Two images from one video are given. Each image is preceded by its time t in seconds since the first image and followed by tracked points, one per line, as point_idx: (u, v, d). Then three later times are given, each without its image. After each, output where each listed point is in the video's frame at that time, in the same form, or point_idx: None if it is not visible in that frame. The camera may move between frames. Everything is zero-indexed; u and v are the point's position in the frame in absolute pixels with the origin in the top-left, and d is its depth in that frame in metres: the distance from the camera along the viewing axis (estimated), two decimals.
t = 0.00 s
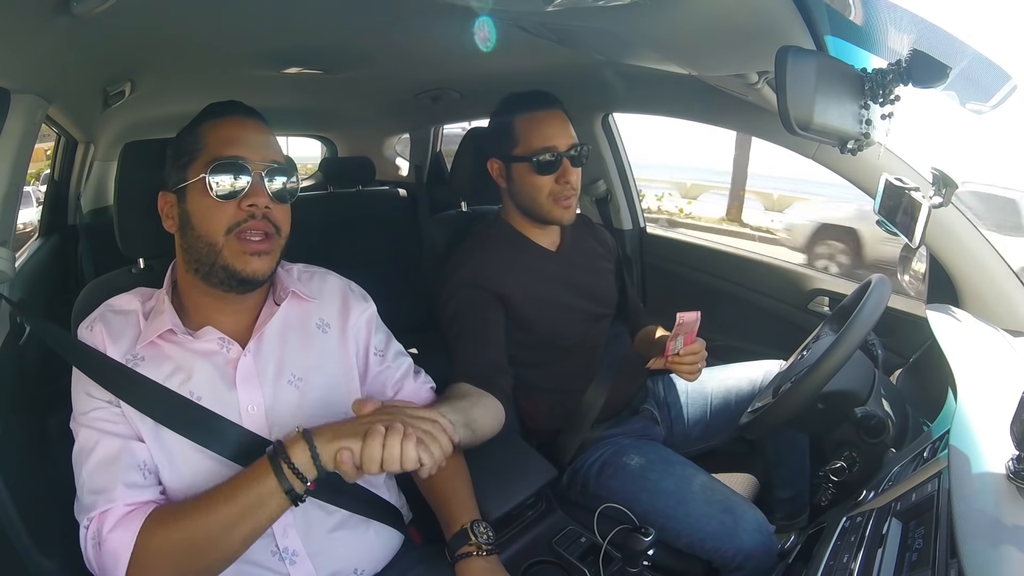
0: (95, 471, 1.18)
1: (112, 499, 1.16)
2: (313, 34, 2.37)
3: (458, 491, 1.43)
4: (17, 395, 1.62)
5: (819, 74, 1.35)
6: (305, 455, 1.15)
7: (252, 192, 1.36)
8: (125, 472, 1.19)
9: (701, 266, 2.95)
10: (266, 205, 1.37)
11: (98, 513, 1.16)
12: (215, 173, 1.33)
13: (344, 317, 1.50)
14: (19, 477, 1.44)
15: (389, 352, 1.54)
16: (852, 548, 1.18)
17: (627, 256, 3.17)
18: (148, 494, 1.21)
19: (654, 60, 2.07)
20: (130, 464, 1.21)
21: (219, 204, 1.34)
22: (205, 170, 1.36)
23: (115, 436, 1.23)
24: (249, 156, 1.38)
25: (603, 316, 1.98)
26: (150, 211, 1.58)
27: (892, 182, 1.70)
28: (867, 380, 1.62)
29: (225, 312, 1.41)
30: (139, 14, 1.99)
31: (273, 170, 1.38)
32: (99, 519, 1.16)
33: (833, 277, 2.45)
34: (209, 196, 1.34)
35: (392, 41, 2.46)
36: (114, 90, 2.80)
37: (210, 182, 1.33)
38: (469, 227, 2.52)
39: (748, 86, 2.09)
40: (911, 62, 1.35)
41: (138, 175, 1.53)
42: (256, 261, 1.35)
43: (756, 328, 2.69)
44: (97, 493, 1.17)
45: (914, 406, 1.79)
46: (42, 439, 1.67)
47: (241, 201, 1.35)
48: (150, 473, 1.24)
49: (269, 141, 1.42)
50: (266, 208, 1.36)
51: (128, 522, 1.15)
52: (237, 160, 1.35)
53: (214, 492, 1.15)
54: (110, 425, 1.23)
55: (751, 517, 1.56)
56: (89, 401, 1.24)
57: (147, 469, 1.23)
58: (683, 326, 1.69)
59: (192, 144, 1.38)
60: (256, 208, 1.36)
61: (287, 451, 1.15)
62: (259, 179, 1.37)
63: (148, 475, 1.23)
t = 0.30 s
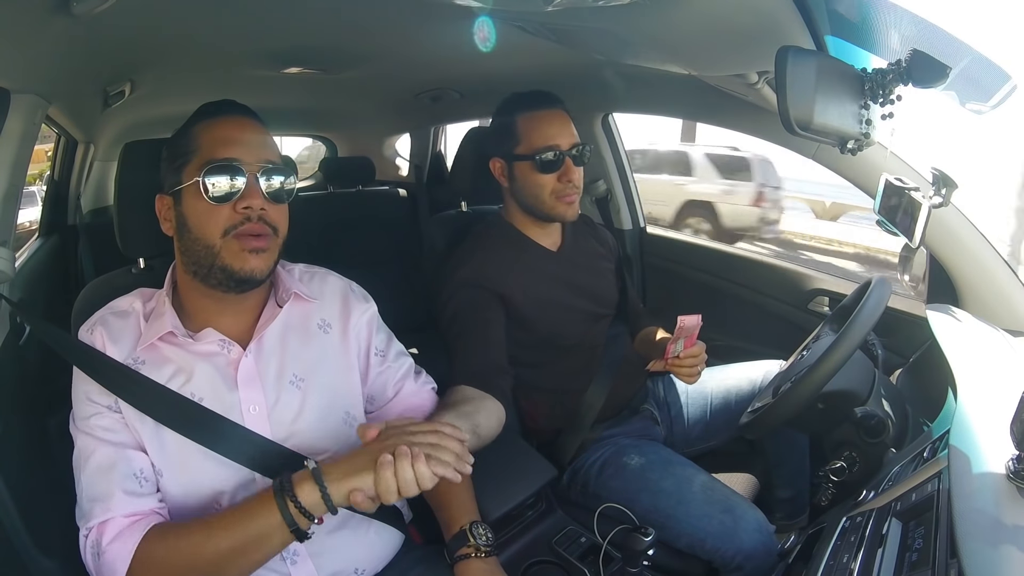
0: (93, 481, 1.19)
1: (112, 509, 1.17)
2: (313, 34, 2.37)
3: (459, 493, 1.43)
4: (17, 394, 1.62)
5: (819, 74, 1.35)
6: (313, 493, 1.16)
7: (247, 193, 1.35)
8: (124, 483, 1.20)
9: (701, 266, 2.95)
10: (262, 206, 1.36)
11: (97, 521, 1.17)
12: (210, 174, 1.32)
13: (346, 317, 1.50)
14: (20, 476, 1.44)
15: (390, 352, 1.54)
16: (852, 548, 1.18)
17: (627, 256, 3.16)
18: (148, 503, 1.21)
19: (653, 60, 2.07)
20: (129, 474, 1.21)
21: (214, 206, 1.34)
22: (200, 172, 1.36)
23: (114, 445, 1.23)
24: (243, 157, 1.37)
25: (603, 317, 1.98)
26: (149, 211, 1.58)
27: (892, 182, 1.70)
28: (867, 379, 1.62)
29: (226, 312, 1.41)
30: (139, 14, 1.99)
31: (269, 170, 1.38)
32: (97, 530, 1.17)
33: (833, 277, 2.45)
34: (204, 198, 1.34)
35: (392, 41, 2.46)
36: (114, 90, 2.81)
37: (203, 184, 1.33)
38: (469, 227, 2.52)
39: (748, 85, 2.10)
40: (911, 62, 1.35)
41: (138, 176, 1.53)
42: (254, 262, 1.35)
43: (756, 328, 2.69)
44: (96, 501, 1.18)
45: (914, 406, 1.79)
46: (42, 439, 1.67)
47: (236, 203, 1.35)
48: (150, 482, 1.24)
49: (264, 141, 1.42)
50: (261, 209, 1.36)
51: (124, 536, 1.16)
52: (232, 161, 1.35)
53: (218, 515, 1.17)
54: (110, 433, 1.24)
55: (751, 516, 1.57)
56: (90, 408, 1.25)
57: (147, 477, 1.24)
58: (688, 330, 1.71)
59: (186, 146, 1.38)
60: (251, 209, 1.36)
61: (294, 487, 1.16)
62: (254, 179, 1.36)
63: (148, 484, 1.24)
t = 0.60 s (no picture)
0: (68, 488, 1.18)
1: (81, 520, 1.16)
2: (313, 34, 2.37)
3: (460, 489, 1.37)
4: (17, 394, 1.62)
5: (819, 74, 1.34)
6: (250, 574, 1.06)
7: (252, 191, 1.36)
8: (95, 495, 1.18)
9: (701, 266, 2.95)
10: (266, 204, 1.37)
11: (65, 531, 1.16)
12: (216, 172, 1.33)
13: (347, 317, 1.50)
14: (19, 476, 1.44)
15: (391, 352, 1.54)
16: (852, 548, 1.18)
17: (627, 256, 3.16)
18: (120, 518, 1.19)
19: (653, 60, 2.07)
20: (102, 486, 1.19)
21: (219, 204, 1.34)
22: (204, 169, 1.36)
23: (92, 454, 1.21)
24: (248, 155, 1.37)
25: (603, 316, 1.98)
26: (148, 210, 1.58)
27: (892, 182, 1.70)
28: (867, 379, 1.62)
29: (227, 311, 1.40)
30: (140, 14, 1.99)
31: (274, 169, 1.38)
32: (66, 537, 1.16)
33: (833, 277, 2.45)
34: (209, 196, 1.34)
35: (392, 42, 2.46)
36: (114, 90, 2.81)
37: (210, 182, 1.33)
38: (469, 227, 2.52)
39: (748, 85, 2.10)
40: (910, 62, 1.36)
41: (135, 175, 1.53)
42: (257, 259, 1.35)
43: (756, 328, 2.69)
44: (69, 510, 1.17)
45: (914, 406, 1.79)
46: (42, 439, 1.67)
47: (241, 200, 1.35)
48: (126, 495, 1.21)
49: (269, 140, 1.42)
50: (266, 207, 1.36)
51: (87, 549, 1.14)
52: (237, 159, 1.35)
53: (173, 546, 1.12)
54: (91, 442, 1.22)
55: (752, 517, 1.56)
56: (77, 412, 1.25)
57: (123, 491, 1.21)
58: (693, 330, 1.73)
59: (192, 144, 1.38)
60: (255, 208, 1.36)
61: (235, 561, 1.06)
62: (260, 178, 1.37)
63: (122, 497, 1.20)
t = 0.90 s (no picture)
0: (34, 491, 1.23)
1: (37, 525, 1.20)
2: (313, 34, 2.37)
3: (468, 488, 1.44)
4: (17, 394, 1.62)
5: (819, 74, 1.35)
6: None
7: (243, 193, 1.36)
8: (53, 501, 1.21)
9: (701, 266, 2.95)
10: (258, 205, 1.36)
11: (26, 529, 1.21)
12: (206, 174, 1.33)
13: (344, 318, 1.49)
14: (20, 476, 1.44)
15: (392, 354, 1.53)
16: (852, 548, 1.18)
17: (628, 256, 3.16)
18: (71, 529, 1.21)
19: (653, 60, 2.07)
20: (56, 495, 1.21)
21: (209, 206, 1.34)
22: (195, 172, 1.36)
23: (56, 460, 1.23)
24: (238, 157, 1.37)
25: (603, 317, 1.98)
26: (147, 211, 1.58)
27: (892, 182, 1.70)
28: (867, 380, 1.62)
29: (221, 312, 1.41)
30: (140, 14, 1.99)
31: (264, 169, 1.37)
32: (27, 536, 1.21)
33: (833, 277, 2.45)
34: (200, 199, 1.34)
35: (393, 42, 2.46)
36: (114, 90, 2.80)
37: (200, 184, 1.33)
38: (469, 228, 2.52)
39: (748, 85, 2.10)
40: (911, 62, 1.36)
41: (134, 176, 1.53)
42: (249, 261, 1.35)
43: (756, 328, 2.69)
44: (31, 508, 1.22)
45: (914, 406, 1.79)
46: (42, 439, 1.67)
47: (232, 203, 1.35)
48: (80, 504, 1.22)
49: (261, 142, 1.43)
50: (257, 208, 1.36)
51: (32, 555, 1.18)
52: (227, 161, 1.35)
53: None
54: (60, 448, 1.24)
55: (752, 518, 1.56)
56: (55, 415, 1.27)
57: (79, 501, 1.22)
58: (703, 362, 1.68)
59: (182, 146, 1.38)
60: (246, 209, 1.36)
61: None
62: (249, 179, 1.36)
63: (76, 506, 1.22)
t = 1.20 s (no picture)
0: (41, 488, 1.22)
1: (51, 524, 1.20)
2: (314, 34, 2.37)
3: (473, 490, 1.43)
4: (17, 394, 1.62)
5: (819, 74, 1.35)
6: None
7: (245, 194, 1.35)
8: (67, 500, 1.21)
9: (700, 266, 2.95)
10: (260, 207, 1.36)
11: (34, 528, 1.20)
12: (208, 175, 1.32)
13: (345, 319, 1.49)
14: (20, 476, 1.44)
15: (393, 355, 1.53)
16: (853, 548, 1.18)
17: (628, 256, 3.16)
18: (87, 528, 1.22)
19: (654, 60, 2.07)
20: (70, 493, 1.21)
21: (212, 207, 1.34)
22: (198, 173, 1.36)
23: (67, 457, 1.23)
24: (240, 158, 1.37)
25: (604, 317, 1.98)
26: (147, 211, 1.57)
27: (892, 182, 1.71)
28: (867, 380, 1.62)
29: (221, 313, 1.41)
30: (140, 13, 1.99)
31: (267, 172, 1.37)
32: (32, 533, 1.21)
33: (833, 277, 2.46)
34: (203, 200, 1.34)
35: (392, 42, 2.46)
36: (114, 90, 2.80)
37: (202, 186, 1.33)
38: (470, 227, 2.52)
39: (748, 85, 2.10)
40: (910, 62, 1.33)
41: (136, 175, 1.53)
42: (251, 266, 1.36)
43: (756, 328, 2.69)
44: (39, 506, 1.21)
45: (914, 406, 1.79)
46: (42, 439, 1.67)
47: (234, 204, 1.34)
48: (94, 502, 1.23)
49: (263, 143, 1.42)
50: (259, 210, 1.36)
51: (45, 554, 1.18)
52: (230, 163, 1.35)
53: None
54: (70, 445, 1.24)
55: (752, 518, 1.56)
56: (62, 411, 1.27)
57: (93, 500, 1.23)
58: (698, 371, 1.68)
59: (183, 147, 1.38)
60: (247, 212, 1.35)
61: None
62: (252, 180, 1.36)
63: (91, 503, 1.23)
